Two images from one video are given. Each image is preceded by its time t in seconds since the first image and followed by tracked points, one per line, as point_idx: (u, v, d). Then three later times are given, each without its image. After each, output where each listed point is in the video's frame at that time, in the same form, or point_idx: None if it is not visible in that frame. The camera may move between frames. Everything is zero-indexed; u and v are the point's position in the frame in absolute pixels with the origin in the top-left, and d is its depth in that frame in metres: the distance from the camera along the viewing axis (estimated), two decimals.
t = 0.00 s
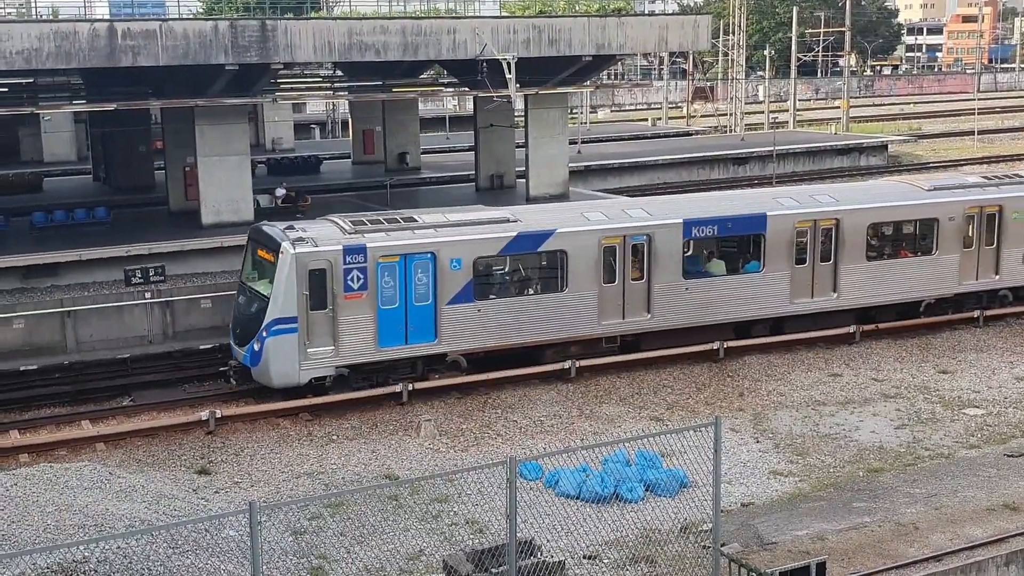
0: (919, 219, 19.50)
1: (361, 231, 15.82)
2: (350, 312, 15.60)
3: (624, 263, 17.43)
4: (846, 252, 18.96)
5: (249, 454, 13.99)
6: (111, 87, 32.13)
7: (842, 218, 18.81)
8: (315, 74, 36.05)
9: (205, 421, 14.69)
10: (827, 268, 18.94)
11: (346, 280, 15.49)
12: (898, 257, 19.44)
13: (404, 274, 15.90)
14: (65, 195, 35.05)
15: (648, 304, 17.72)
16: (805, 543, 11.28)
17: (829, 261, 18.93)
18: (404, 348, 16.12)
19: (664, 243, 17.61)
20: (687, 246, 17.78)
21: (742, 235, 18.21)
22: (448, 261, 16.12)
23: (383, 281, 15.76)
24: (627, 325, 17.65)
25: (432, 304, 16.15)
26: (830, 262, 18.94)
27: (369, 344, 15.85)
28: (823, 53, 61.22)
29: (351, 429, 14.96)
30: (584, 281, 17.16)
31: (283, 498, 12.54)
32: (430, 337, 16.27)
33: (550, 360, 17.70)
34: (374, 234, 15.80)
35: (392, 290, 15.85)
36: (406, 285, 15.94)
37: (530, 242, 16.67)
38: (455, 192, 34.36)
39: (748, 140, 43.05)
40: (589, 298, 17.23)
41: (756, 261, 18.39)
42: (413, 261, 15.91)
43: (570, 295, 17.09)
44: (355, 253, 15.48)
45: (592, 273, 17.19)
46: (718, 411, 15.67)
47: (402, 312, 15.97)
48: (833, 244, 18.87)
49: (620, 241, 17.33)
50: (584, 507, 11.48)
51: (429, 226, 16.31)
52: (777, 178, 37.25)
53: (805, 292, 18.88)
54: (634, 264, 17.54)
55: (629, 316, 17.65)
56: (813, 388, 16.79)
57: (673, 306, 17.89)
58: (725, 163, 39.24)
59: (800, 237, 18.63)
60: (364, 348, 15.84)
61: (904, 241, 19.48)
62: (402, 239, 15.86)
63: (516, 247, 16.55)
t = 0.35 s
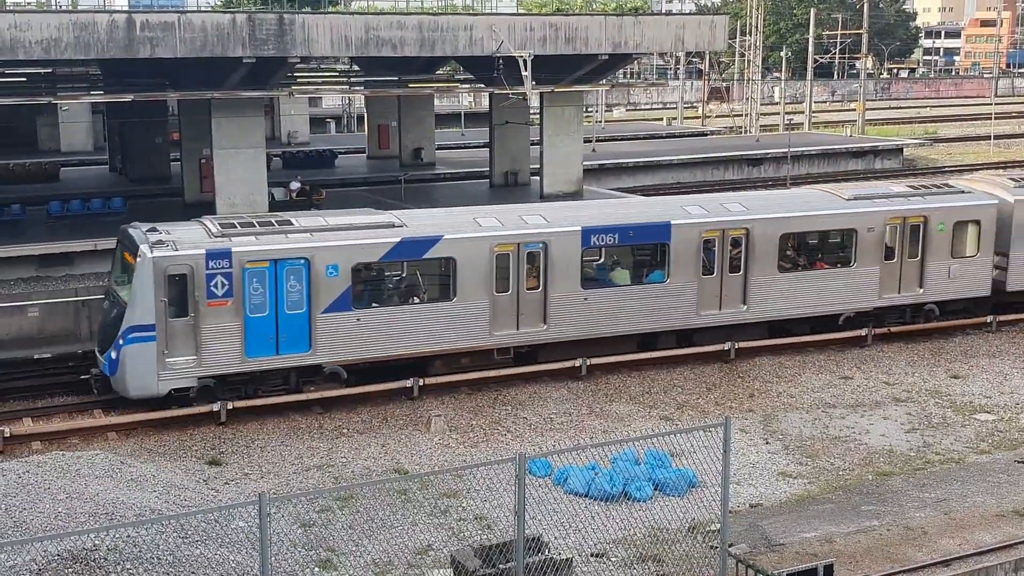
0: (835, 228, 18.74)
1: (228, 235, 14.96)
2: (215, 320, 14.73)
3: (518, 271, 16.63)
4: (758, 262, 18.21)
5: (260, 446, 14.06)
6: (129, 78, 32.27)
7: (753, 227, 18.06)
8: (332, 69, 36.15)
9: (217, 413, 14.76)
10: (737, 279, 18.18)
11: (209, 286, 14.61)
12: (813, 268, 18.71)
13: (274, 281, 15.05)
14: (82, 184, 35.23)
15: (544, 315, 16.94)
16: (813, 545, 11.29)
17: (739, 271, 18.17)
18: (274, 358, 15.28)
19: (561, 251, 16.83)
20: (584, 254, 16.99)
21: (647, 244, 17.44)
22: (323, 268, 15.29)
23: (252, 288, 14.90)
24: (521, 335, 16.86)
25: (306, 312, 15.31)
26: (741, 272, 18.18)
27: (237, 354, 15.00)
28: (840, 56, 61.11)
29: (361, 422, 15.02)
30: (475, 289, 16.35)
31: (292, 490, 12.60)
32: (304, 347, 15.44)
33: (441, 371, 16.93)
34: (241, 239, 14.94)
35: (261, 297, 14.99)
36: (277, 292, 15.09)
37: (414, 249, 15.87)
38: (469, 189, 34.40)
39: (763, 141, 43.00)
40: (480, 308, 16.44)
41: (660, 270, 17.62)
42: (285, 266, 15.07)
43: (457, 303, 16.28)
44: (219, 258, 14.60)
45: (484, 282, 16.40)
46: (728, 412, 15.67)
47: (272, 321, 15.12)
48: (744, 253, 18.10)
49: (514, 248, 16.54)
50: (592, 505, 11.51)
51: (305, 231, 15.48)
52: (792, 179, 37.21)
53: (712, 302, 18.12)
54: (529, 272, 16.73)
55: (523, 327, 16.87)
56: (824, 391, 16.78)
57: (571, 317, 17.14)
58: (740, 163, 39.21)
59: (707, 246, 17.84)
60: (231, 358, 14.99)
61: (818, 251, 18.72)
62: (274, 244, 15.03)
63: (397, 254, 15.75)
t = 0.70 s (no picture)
0: (698, 236, 18.10)
1: (28, 229, 13.99)
2: (9, 319, 13.68)
3: (355, 273, 15.74)
4: (617, 269, 17.48)
5: (229, 435, 13.99)
6: (105, 61, 32.02)
7: (613, 232, 17.35)
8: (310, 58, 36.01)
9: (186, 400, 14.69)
10: (596, 286, 17.44)
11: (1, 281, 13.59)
12: (677, 276, 18.05)
13: (76, 279, 14.02)
14: (55, 167, 34.94)
15: (384, 320, 16.01)
16: (778, 545, 11.36)
17: (597, 279, 17.43)
18: (78, 362, 14.19)
19: (404, 253, 15.94)
20: (427, 257, 16.11)
21: (499, 247, 16.65)
22: (132, 265, 14.30)
23: (51, 285, 13.87)
24: (359, 341, 15.93)
25: (113, 312, 14.27)
26: (599, 279, 17.44)
27: (35, 356, 13.94)
28: (817, 59, 61.48)
29: (331, 413, 14.98)
30: (306, 290, 15.42)
31: (260, 480, 12.56)
32: (112, 349, 14.37)
33: (267, 377, 15.92)
34: (42, 233, 13.96)
35: (62, 296, 13.95)
36: (80, 290, 14.05)
37: (235, 247, 14.90)
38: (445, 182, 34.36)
39: (740, 142, 43.18)
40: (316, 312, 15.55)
41: (510, 275, 16.81)
42: (88, 262, 14.06)
43: (287, 306, 15.33)
44: (12, 252, 13.61)
45: (315, 282, 15.48)
46: (698, 411, 15.75)
47: (74, 321, 14.05)
48: (603, 259, 17.37)
49: (349, 249, 15.63)
50: (560, 501, 11.55)
51: (117, 226, 14.53)
52: (767, 181, 37.38)
53: (569, 310, 17.35)
54: (368, 274, 15.84)
55: (360, 332, 15.93)
56: (793, 392, 16.89)
57: (414, 324, 16.23)
58: (716, 163, 39.34)
59: (562, 252, 17.10)
60: (29, 360, 13.92)
61: (682, 258, 18.06)
62: (77, 239, 14.02)
63: (216, 251, 14.78)
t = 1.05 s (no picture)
0: (570, 233, 16.91)
1: None
2: None
3: (193, 272, 14.50)
4: (486, 268, 16.33)
5: (228, 425, 13.98)
6: (104, 50, 31.95)
7: (480, 229, 16.18)
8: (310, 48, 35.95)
9: (186, 391, 14.68)
10: (465, 287, 16.30)
11: None
12: (554, 276, 16.95)
13: None
14: (55, 156, 34.87)
15: (226, 323, 14.80)
16: (778, 537, 11.37)
17: (465, 278, 16.28)
18: None
19: (246, 249, 14.72)
20: (277, 255, 14.93)
21: (354, 244, 15.44)
22: None
23: None
24: (199, 346, 14.70)
25: None
26: (468, 279, 16.30)
27: None
28: (819, 50, 61.39)
29: (331, 404, 14.98)
30: (136, 292, 14.18)
31: (260, 470, 12.56)
32: None
33: (136, 379, 14.89)
34: None
35: None
36: None
37: (54, 246, 13.69)
38: (446, 172, 34.32)
39: (740, 133, 43.16)
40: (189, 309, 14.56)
41: (371, 271, 15.61)
42: None
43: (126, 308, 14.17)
44: None
45: (146, 284, 14.23)
46: (697, 403, 15.74)
47: None
48: (469, 258, 16.20)
49: (186, 246, 14.41)
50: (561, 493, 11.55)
51: None
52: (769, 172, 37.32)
53: (434, 311, 16.19)
54: (208, 273, 14.60)
55: (199, 337, 14.69)
56: (793, 383, 16.89)
57: (259, 328, 15.04)
58: (717, 155, 39.28)
59: (425, 250, 15.93)
60: None
61: (561, 256, 16.96)
62: None
63: (33, 250, 13.56)
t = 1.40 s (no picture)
0: (436, 229, 16.15)
1: None
2: None
3: (9, 270, 13.63)
4: (341, 265, 15.53)
5: (236, 413, 14.03)
6: (113, 38, 31.96)
7: (335, 223, 15.39)
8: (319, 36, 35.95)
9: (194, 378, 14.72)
10: (321, 285, 15.49)
11: None
12: (420, 273, 16.15)
13: None
14: (63, 144, 34.92)
15: (48, 326, 13.96)
16: (784, 527, 11.39)
17: (321, 276, 15.46)
18: None
19: (68, 246, 13.89)
20: (98, 254, 14.07)
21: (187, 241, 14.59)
22: None
23: None
24: (18, 349, 13.84)
25: None
26: (324, 277, 15.48)
27: None
28: (828, 40, 61.17)
29: (338, 392, 15.02)
30: None
31: (268, 458, 12.61)
32: None
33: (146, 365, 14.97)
34: None
35: None
36: None
37: None
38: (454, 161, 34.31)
39: (749, 123, 43.05)
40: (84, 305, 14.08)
41: (214, 263, 14.78)
42: None
43: None
44: None
45: None
46: (705, 392, 15.75)
47: None
48: (323, 255, 15.41)
49: None
50: (567, 482, 11.56)
51: None
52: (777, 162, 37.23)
53: (287, 310, 15.39)
54: (26, 271, 13.75)
55: (18, 339, 13.83)
56: (800, 373, 16.88)
57: (97, 328, 14.26)
58: (725, 144, 39.18)
59: None
60: None
61: (426, 252, 16.17)
62: None
63: None
